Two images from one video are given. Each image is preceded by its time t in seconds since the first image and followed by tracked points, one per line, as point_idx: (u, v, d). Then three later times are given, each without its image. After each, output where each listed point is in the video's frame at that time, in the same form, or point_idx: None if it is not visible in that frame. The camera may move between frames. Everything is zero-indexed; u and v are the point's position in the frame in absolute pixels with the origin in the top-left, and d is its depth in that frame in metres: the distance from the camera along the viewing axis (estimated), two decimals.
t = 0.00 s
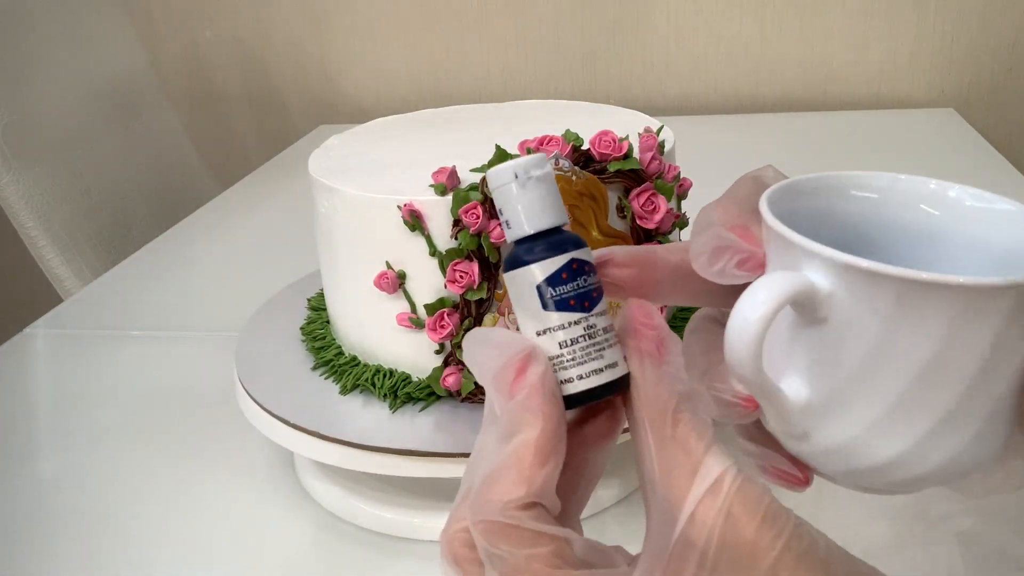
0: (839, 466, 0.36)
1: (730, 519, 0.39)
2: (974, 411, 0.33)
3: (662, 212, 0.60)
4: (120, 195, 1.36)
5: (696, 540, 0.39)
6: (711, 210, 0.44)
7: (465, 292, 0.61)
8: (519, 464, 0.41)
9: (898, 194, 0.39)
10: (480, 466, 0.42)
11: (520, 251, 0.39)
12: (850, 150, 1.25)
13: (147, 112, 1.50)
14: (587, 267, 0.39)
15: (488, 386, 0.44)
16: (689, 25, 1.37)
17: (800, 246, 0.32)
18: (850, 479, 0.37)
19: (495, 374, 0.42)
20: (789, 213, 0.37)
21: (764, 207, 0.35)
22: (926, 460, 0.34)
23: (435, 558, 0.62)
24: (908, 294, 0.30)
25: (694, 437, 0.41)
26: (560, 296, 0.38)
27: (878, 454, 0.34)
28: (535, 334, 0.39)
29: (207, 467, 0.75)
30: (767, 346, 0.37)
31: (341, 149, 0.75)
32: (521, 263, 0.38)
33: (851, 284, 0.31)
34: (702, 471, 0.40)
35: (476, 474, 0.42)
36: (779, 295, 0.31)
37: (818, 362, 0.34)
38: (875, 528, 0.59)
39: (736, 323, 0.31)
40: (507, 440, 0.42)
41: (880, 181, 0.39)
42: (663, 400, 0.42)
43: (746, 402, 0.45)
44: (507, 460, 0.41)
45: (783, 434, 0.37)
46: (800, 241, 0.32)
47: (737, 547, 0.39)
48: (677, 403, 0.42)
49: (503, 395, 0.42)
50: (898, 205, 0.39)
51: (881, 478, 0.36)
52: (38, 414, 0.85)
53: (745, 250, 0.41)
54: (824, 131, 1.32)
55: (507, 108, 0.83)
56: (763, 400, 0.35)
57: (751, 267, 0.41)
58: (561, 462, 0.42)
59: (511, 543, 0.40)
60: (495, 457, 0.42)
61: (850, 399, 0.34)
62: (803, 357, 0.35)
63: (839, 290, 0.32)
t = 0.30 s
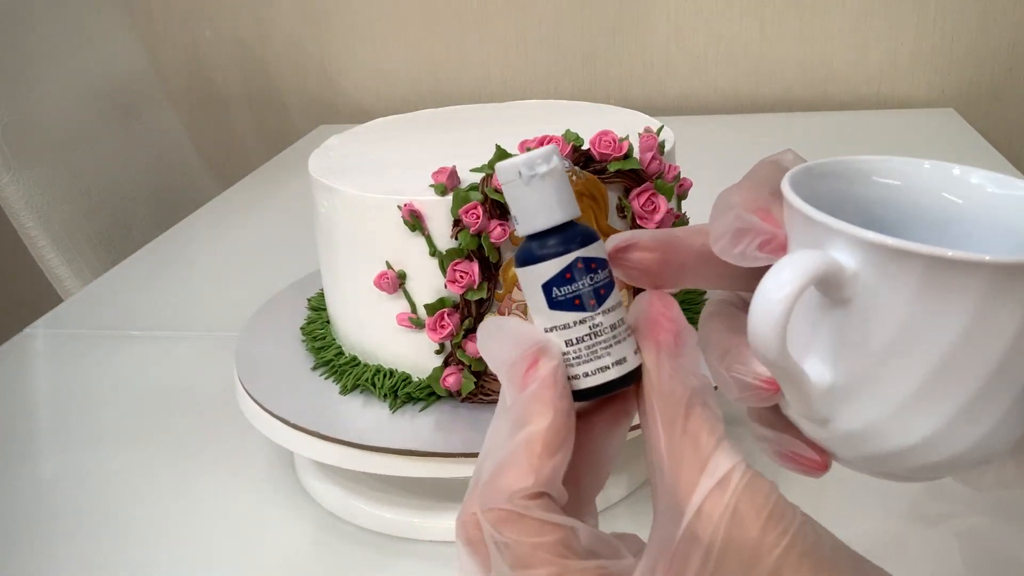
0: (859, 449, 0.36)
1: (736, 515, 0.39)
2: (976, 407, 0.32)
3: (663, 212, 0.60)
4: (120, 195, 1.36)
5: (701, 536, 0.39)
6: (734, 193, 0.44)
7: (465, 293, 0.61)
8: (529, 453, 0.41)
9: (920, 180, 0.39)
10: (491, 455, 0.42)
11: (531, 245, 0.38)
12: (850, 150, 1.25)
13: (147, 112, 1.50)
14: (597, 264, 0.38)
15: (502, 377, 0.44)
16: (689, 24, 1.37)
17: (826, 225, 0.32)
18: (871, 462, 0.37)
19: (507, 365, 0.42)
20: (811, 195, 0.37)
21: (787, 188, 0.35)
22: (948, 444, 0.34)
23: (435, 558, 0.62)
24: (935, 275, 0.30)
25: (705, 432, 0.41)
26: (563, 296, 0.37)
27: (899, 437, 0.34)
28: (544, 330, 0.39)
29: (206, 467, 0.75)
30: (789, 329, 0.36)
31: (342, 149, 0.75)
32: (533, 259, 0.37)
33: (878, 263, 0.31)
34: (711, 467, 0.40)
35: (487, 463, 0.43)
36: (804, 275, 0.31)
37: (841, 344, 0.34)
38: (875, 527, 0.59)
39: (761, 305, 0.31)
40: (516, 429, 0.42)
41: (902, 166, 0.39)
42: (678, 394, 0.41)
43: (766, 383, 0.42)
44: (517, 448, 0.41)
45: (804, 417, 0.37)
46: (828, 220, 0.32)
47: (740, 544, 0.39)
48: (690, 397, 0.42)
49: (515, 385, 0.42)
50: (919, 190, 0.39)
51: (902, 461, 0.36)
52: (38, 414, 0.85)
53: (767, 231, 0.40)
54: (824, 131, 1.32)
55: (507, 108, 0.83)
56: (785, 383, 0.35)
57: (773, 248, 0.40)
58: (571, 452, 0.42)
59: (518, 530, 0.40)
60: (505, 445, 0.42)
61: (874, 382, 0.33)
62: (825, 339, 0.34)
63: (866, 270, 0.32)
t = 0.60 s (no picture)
0: (863, 445, 0.36)
1: (744, 507, 0.39)
2: (982, 403, 0.32)
3: (664, 211, 0.60)
4: (120, 195, 1.36)
5: (708, 528, 0.39)
6: (740, 188, 0.44)
7: (465, 293, 0.61)
8: (535, 442, 0.41)
9: (926, 178, 0.39)
10: (497, 445, 0.42)
11: (537, 233, 0.37)
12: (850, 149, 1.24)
13: (147, 112, 1.50)
14: (602, 254, 0.37)
15: (509, 364, 0.44)
16: (689, 24, 1.38)
17: (831, 220, 0.32)
18: (875, 459, 0.37)
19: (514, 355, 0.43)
20: (817, 190, 0.38)
21: (793, 184, 0.35)
22: (953, 440, 0.34)
23: (435, 558, 0.62)
24: (939, 271, 0.30)
25: (714, 422, 0.41)
26: (567, 285, 0.37)
27: (904, 433, 0.34)
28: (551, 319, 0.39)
29: (206, 467, 0.75)
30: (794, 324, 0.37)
31: (342, 149, 0.75)
32: (538, 247, 0.37)
33: (883, 259, 0.31)
34: (719, 457, 0.40)
35: (493, 453, 0.43)
36: (809, 269, 0.31)
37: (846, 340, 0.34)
38: (875, 526, 0.59)
39: (764, 297, 0.31)
40: (523, 419, 0.42)
41: (908, 164, 0.39)
42: (687, 384, 0.41)
43: (771, 379, 0.43)
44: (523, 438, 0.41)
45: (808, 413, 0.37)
46: (833, 215, 0.32)
47: (746, 536, 0.38)
48: (699, 387, 0.42)
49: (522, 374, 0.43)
50: (926, 188, 0.39)
51: (906, 458, 0.36)
52: (38, 415, 0.85)
53: (773, 226, 0.40)
54: (823, 131, 1.32)
55: (507, 108, 0.83)
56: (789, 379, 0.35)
57: (779, 243, 0.40)
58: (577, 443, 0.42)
59: (523, 519, 0.40)
60: (512, 433, 0.42)
61: (878, 377, 0.33)
62: (831, 335, 0.34)
63: (870, 265, 0.32)
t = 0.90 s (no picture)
0: (845, 436, 0.36)
1: (734, 514, 0.39)
2: (965, 390, 0.32)
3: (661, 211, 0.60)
4: (120, 195, 1.36)
5: (698, 533, 0.39)
6: (735, 179, 0.43)
7: (465, 293, 0.61)
8: (529, 444, 0.41)
9: (914, 176, 0.39)
10: (489, 442, 0.42)
11: (544, 230, 0.37)
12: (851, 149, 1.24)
13: (148, 112, 1.50)
14: (609, 257, 0.37)
15: (501, 361, 0.43)
16: (689, 24, 1.38)
17: (815, 208, 0.32)
18: (858, 449, 0.36)
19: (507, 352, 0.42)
20: (808, 184, 0.37)
21: (783, 173, 0.36)
22: (935, 429, 0.33)
23: (435, 558, 0.62)
24: (920, 257, 0.30)
25: (702, 429, 0.41)
26: (575, 284, 0.37)
27: (886, 421, 0.34)
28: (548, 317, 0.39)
29: (207, 467, 0.75)
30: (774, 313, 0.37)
31: (340, 150, 0.75)
32: (543, 242, 0.37)
33: (863, 243, 0.31)
34: (705, 468, 0.40)
35: (484, 449, 0.42)
36: (788, 249, 0.31)
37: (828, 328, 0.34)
38: (875, 527, 0.59)
39: (746, 275, 0.31)
40: (515, 418, 0.41)
41: (898, 162, 0.39)
42: (674, 393, 0.41)
43: (756, 366, 0.43)
44: (517, 438, 0.41)
45: (789, 401, 0.37)
46: (817, 202, 0.32)
47: (738, 539, 0.38)
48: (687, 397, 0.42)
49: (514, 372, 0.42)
50: (914, 186, 0.39)
51: (888, 448, 0.35)
52: (38, 415, 0.85)
53: (762, 215, 0.41)
54: (824, 131, 1.32)
55: (507, 108, 0.83)
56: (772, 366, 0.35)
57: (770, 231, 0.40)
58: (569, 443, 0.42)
59: (518, 525, 0.40)
60: (502, 434, 0.42)
61: (861, 364, 0.33)
62: (811, 324, 0.34)
63: (852, 251, 0.32)
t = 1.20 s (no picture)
0: (860, 444, 0.36)
1: (742, 503, 0.39)
2: (982, 403, 0.32)
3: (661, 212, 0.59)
4: (120, 196, 1.36)
5: (706, 522, 0.39)
6: (740, 188, 0.43)
7: (465, 293, 0.61)
8: (544, 423, 0.40)
9: (926, 178, 0.39)
10: (503, 419, 0.41)
11: (574, 220, 0.36)
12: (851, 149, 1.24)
13: (148, 112, 1.50)
14: (640, 253, 0.36)
15: (518, 341, 0.42)
16: (689, 24, 1.38)
17: (832, 218, 0.32)
18: (873, 458, 0.37)
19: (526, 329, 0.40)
20: (820, 188, 0.38)
21: (795, 181, 0.36)
22: (952, 440, 0.34)
23: (435, 558, 0.62)
24: (937, 271, 0.30)
25: (714, 420, 0.40)
26: (603, 279, 0.36)
27: (901, 433, 0.34)
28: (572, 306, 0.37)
29: (206, 467, 0.75)
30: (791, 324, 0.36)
31: (340, 150, 0.75)
32: (574, 234, 0.36)
33: (880, 256, 0.31)
34: (718, 454, 0.39)
35: (498, 425, 0.41)
36: (806, 264, 0.31)
37: (846, 339, 0.34)
38: (875, 527, 0.59)
39: (764, 292, 0.31)
40: (531, 396, 0.40)
41: (910, 163, 0.39)
42: (689, 385, 0.41)
43: (770, 374, 0.43)
44: (532, 416, 0.40)
45: (806, 412, 0.37)
46: (834, 212, 0.32)
47: (746, 530, 0.38)
48: (701, 388, 0.41)
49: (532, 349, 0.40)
50: (927, 188, 0.39)
51: (904, 458, 0.35)
52: (38, 415, 0.85)
53: (773, 225, 0.41)
54: (823, 131, 1.32)
55: (507, 108, 0.83)
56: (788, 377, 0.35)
57: (780, 241, 0.41)
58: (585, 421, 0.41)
59: (530, 499, 0.39)
60: (519, 411, 0.41)
61: (879, 374, 0.33)
62: (829, 335, 0.34)
63: (869, 263, 0.32)
